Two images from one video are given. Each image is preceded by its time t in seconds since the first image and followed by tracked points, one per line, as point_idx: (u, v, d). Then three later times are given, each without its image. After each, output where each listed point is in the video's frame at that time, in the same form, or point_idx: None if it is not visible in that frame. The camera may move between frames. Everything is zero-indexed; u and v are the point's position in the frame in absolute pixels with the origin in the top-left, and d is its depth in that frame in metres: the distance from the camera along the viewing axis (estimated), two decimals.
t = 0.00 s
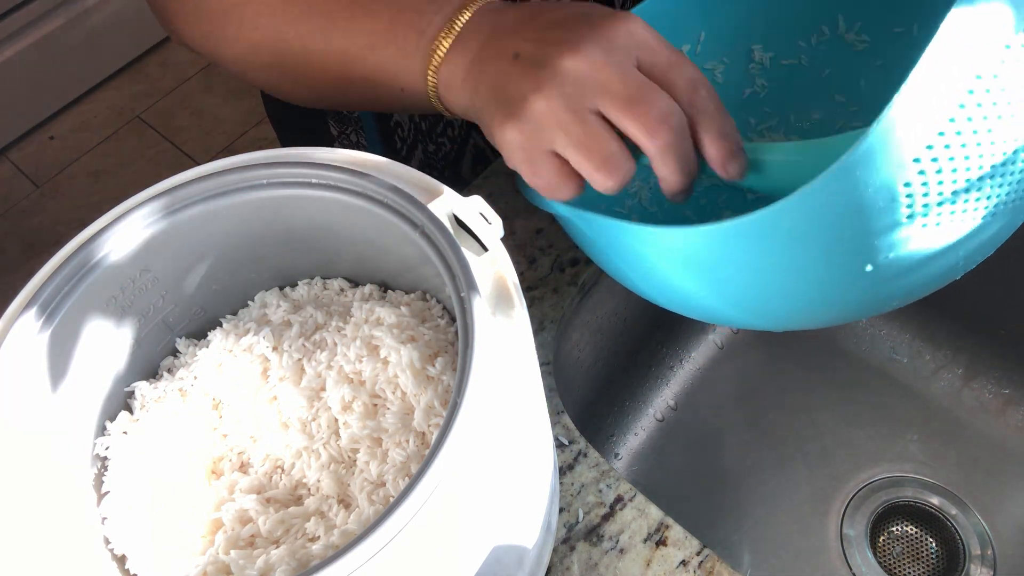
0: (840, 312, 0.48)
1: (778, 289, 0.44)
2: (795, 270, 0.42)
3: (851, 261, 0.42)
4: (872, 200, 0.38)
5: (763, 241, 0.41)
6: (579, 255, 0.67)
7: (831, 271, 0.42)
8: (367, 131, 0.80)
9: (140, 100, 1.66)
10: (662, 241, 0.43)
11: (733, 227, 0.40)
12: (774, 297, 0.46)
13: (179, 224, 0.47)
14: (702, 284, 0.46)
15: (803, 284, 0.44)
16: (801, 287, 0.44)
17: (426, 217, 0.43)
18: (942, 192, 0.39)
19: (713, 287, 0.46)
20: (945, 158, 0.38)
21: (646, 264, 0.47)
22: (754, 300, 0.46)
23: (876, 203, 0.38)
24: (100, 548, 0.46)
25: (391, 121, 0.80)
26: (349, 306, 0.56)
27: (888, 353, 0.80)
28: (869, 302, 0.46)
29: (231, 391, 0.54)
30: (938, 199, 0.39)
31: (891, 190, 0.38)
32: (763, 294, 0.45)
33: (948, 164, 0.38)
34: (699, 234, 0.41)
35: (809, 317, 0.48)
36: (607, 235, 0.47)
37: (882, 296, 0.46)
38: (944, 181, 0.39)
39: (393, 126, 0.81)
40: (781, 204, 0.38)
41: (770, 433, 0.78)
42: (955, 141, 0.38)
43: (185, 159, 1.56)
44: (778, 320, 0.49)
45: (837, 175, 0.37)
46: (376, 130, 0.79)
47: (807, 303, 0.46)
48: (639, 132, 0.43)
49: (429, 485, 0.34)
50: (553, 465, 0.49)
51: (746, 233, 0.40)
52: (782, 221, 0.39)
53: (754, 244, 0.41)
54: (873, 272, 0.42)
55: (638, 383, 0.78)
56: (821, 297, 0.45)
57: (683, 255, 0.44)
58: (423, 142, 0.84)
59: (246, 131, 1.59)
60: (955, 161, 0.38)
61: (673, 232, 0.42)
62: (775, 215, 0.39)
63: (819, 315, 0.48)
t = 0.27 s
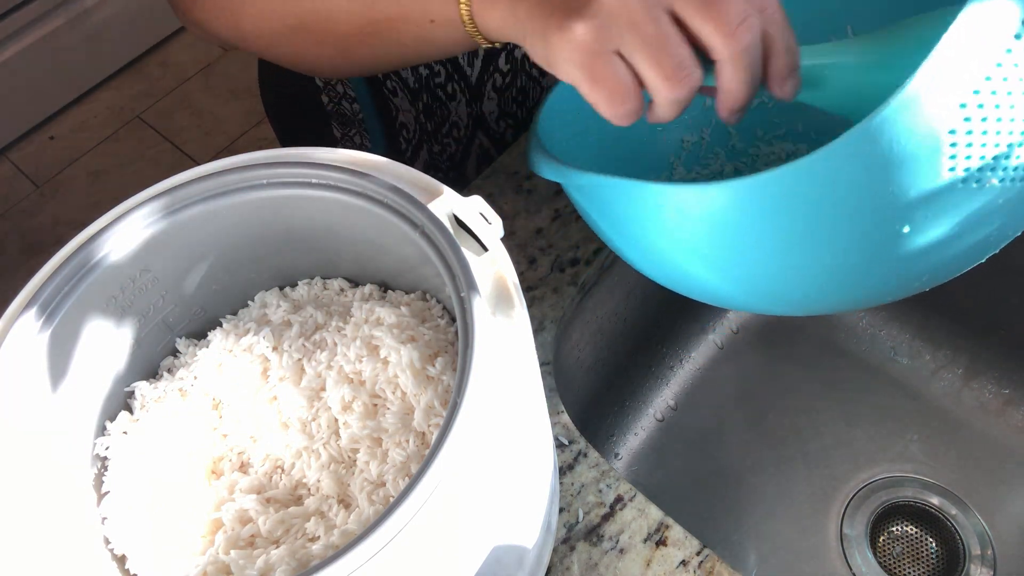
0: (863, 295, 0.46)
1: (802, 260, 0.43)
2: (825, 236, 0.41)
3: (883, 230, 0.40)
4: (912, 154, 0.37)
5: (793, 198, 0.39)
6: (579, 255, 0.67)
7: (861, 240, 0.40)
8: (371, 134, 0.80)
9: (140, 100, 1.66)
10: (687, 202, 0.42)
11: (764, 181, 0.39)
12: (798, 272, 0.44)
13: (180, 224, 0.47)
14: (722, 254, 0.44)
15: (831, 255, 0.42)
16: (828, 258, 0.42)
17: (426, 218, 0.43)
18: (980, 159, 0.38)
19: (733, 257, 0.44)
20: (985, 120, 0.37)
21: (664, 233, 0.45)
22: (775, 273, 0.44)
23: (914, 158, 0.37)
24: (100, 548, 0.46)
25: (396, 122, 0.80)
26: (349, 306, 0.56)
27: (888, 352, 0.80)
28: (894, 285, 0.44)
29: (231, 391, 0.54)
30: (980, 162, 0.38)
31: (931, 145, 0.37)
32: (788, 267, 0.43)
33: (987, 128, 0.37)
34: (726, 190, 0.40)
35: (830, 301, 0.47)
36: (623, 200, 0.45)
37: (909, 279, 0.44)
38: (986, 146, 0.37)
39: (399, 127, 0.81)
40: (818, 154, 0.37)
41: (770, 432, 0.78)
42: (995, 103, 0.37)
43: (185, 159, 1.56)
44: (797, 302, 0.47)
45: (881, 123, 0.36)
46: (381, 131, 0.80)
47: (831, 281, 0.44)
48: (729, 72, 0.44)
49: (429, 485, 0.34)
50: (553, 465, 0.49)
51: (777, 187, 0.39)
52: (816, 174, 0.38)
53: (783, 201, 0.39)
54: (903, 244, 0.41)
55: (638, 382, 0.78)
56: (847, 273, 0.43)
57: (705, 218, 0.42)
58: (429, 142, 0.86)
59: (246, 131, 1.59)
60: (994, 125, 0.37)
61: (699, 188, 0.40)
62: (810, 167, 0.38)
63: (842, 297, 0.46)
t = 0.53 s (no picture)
0: (854, 226, 0.42)
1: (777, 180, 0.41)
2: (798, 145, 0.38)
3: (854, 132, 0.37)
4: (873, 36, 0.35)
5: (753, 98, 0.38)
6: (579, 255, 0.67)
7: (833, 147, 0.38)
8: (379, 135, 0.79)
9: (140, 100, 1.66)
10: (652, 111, 0.41)
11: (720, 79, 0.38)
12: (773, 194, 0.42)
13: (180, 224, 0.47)
14: (696, 178, 0.43)
15: (805, 173, 0.40)
16: (803, 174, 0.40)
17: (426, 218, 0.43)
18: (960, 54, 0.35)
19: (707, 181, 0.43)
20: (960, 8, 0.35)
21: (638, 158, 0.45)
22: (754, 200, 0.42)
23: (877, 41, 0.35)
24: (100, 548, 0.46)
25: (405, 122, 0.80)
26: (349, 306, 0.56)
27: (888, 352, 0.81)
28: (886, 211, 0.41)
29: (230, 391, 0.54)
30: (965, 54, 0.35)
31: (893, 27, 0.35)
32: (761, 188, 0.41)
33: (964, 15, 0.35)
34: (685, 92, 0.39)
35: (819, 234, 0.44)
36: (601, 125, 0.45)
37: (900, 204, 0.41)
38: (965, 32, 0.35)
39: (407, 128, 0.80)
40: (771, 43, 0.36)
41: (770, 432, 0.78)
42: None
43: (185, 159, 1.56)
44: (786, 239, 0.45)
45: None
46: (391, 133, 0.79)
47: (812, 206, 0.41)
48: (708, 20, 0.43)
49: (429, 485, 0.34)
50: (553, 465, 0.49)
51: (734, 83, 0.38)
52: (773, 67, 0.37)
53: (743, 102, 0.38)
54: (882, 153, 0.38)
55: (638, 382, 0.78)
56: (827, 194, 0.40)
57: (671, 130, 0.41)
58: (439, 142, 0.85)
59: (246, 131, 1.59)
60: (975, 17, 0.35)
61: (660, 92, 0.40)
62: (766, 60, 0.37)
63: (830, 229, 0.43)
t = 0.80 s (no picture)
0: (874, 230, 0.43)
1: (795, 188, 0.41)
2: (819, 153, 0.39)
3: (871, 141, 0.37)
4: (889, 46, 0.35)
5: (771, 111, 0.38)
6: (579, 255, 0.67)
7: (852, 156, 0.38)
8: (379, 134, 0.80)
9: (140, 100, 1.66)
10: (668, 124, 0.41)
11: (734, 94, 0.38)
12: (793, 202, 0.42)
13: (180, 224, 0.47)
14: (715, 187, 0.43)
15: (825, 180, 0.40)
16: (823, 182, 0.40)
17: (425, 217, 0.43)
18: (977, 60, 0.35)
19: (725, 189, 0.43)
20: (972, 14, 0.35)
21: (656, 166, 0.45)
22: (773, 209, 0.43)
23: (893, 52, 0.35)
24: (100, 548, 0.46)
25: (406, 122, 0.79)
26: (349, 306, 0.56)
27: (888, 352, 0.81)
28: (906, 214, 0.41)
29: (230, 391, 0.54)
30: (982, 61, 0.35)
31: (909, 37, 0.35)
32: (779, 197, 0.42)
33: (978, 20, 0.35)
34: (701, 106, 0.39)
35: (839, 239, 0.44)
36: (617, 136, 0.46)
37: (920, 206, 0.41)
38: (981, 37, 0.35)
39: (409, 127, 0.80)
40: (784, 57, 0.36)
41: (770, 432, 0.78)
42: None
43: (185, 159, 1.56)
44: (805, 245, 0.45)
45: (847, 13, 0.34)
46: (392, 132, 0.79)
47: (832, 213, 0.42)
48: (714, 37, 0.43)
49: (429, 485, 0.34)
50: (553, 465, 0.49)
51: (752, 94, 0.38)
52: (788, 80, 0.37)
53: (760, 116, 0.38)
54: (901, 159, 0.38)
55: (638, 382, 0.78)
56: (847, 199, 0.41)
57: (687, 142, 0.41)
58: (439, 141, 0.85)
59: (246, 131, 1.59)
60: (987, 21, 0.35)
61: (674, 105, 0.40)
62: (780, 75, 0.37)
63: (850, 233, 0.43)
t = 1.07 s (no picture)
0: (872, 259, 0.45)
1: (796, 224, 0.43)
2: (823, 193, 0.40)
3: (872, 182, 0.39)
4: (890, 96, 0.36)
5: (775, 153, 0.39)
6: (579, 255, 0.67)
7: (852, 195, 0.40)
8: (381, 133, 0.80)
9: (140, 100, 1.66)
10: (674, 163, 0.43)
11: (740, 138, 0.39)
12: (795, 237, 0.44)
13: (180, 224, 0.47)
14: (719, 220, 0.44)
15: (824, 214, 0.42)
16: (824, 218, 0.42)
17: (425, 217, 0.43)
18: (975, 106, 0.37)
19: (729, 222, 0.44)
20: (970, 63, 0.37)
21: (663, 200, 0.46)
22: (774, 241, 0.45)
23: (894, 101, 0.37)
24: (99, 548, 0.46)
25: (408, 121, 0.80)
26: (349, 306, 0.56)
27: (888, 352, 0.81)
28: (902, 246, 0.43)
29: (230, 391, 0.54)
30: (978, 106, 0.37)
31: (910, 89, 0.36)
32: (782, 232, 0.44)
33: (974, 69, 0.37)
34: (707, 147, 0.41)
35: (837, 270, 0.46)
36: (624, 170, 0.46)
37: (915, 238, 0.43)
38: (977, 85, 0.37)
39: (410, 127, 0.81)
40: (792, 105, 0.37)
41: (770, 432, 0.78)
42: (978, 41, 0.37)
43: (185, 159, 1.56)
44: (804, 274, 0.47)
45: (854, 64, 0.36)
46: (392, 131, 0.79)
47: (832, 246, 0.43)
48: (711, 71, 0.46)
49: (429, 484, 0.34)
50: (553, 465, 0.49)
51: (762, 138, 0.39)
52: (792, 125, 0.38)
53: (766, 158, 0.40)
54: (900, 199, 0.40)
55: (638, 382, 0.78)
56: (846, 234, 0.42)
57: (692, 180, 0.43)
58: (440, 141, 0.85)
59: (246, 131, 1.59)
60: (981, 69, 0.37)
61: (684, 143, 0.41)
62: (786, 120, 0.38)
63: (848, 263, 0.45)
